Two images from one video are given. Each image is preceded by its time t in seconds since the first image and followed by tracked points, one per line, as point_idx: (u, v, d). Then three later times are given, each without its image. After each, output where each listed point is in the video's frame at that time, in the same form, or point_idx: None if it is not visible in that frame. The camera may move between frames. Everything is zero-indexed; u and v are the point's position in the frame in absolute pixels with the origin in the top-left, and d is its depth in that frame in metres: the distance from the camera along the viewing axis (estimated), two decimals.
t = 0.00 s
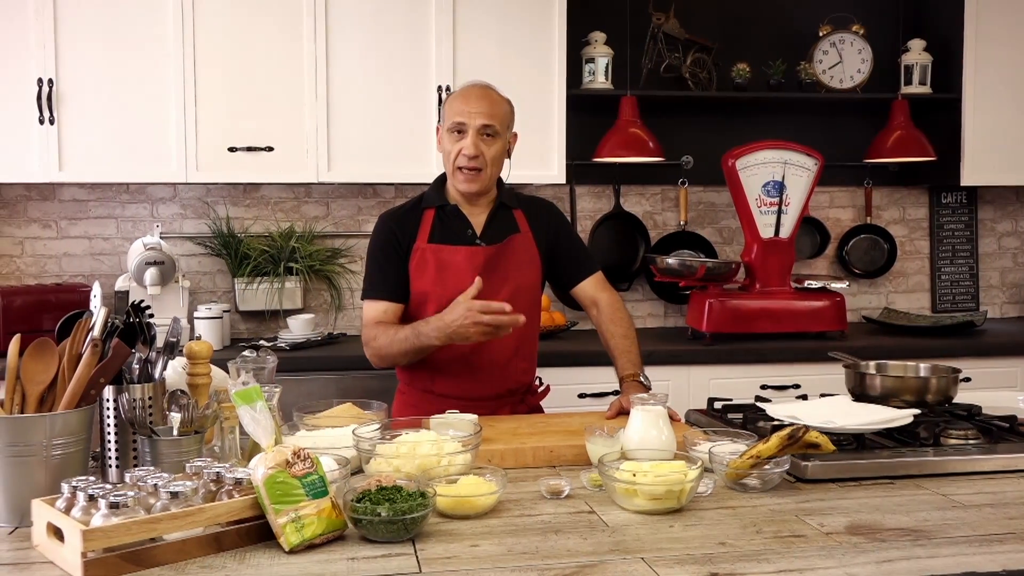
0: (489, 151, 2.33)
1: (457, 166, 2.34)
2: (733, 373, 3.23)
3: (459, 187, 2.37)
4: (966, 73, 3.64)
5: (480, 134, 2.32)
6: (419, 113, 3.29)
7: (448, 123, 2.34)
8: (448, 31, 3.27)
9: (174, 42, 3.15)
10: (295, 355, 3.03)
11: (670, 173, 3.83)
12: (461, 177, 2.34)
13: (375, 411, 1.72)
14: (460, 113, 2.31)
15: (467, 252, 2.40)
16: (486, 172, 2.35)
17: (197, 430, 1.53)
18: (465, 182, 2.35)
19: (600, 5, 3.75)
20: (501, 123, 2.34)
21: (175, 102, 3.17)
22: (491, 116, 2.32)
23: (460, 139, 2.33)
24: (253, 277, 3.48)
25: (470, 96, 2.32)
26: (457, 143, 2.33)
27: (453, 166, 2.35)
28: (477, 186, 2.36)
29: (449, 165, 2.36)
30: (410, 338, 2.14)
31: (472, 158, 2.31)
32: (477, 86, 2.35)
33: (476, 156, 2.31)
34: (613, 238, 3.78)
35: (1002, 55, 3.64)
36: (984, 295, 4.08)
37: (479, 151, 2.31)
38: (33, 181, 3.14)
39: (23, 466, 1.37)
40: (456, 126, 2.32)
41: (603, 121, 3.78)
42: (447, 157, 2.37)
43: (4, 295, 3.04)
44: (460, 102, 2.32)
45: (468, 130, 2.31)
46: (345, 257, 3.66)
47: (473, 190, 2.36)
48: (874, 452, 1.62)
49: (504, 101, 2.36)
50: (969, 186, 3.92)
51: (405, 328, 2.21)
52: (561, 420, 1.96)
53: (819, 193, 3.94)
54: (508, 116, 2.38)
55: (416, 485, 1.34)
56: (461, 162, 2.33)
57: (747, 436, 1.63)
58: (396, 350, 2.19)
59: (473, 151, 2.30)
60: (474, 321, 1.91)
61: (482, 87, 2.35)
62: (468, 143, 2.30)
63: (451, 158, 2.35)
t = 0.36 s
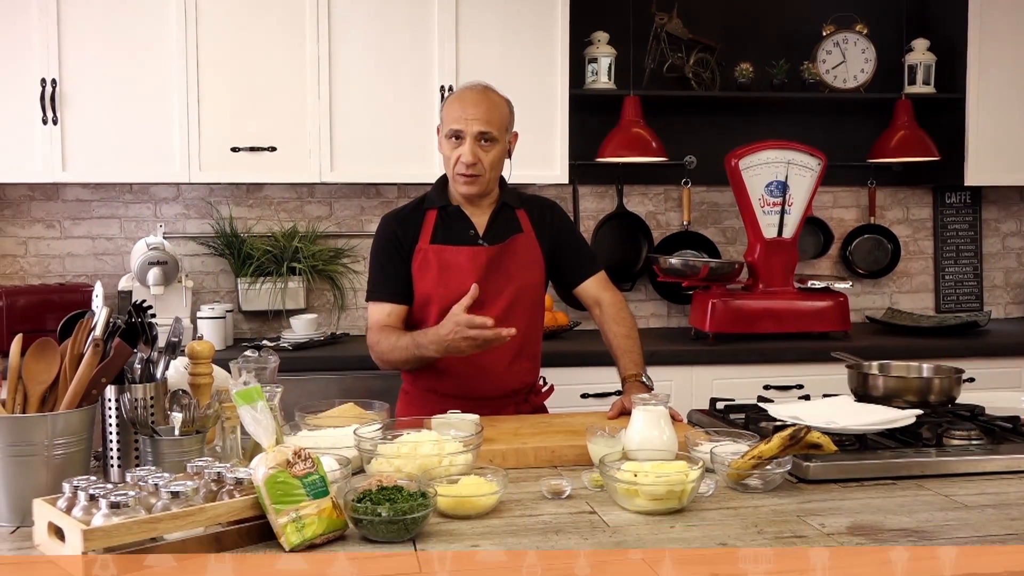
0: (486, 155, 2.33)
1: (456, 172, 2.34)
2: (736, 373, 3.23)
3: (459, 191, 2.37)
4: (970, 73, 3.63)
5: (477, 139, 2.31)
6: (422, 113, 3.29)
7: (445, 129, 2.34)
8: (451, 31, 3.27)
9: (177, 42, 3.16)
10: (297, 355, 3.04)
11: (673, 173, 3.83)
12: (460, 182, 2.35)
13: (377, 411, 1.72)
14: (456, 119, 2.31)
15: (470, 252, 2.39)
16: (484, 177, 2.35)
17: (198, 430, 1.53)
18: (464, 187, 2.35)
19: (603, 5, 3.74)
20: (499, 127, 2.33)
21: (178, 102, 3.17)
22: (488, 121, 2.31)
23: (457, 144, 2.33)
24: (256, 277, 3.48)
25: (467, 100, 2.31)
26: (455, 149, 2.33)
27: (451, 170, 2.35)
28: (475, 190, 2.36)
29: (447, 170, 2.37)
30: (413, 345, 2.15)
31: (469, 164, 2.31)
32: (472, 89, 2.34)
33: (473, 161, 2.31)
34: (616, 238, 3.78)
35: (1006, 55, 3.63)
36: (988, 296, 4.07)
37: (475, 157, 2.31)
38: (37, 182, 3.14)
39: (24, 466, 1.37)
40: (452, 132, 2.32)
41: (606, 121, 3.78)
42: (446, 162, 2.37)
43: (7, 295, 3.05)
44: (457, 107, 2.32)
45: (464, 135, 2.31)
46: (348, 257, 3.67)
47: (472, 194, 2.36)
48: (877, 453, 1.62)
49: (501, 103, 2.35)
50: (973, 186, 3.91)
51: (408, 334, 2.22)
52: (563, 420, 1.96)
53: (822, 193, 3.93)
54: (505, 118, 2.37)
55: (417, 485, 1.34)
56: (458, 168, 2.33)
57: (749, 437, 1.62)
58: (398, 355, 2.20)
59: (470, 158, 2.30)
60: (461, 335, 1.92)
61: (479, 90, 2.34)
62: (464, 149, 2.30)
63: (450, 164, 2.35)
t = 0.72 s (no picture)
0: (500, 156, 2.33)
1: (470, 173, 2.33)
2: (739, 373, 3.22)
3: (472, 191, 2.37)
4: (974, 72, 3.62)
5: (493, 140, 2.30)
6: (425, 113, 3.29)
7: (458, 131, 2.31)
8: (453, 31, 3.27)
9: (181, 41, 3.16)
10: (299, 355, 3.04)
11: (676, 173, 3.83)
12: (474, 182, 2.34)
13: (379, 411, 1.72)
14: (470, 120, 2.28)
15: (472, 252, 2.40)
16: (498, 177, 2.35)
17: (200, 430, 1.51)
18: (478, 187, 2.35)
19: (605, 5, 3.74)
20: (511, 126, 2.33)
21: (181, 102, 3.18)
22: (502, 121, 2.30)
23: (472, 146, 2.31)
24: (259, 277, 3.49)
25: (481, 100, 2.29)
26: (470, 150, 2.31)
27: (465, 172, 2.34)
28: (489, 191, 2.36)
29: (460, 171, 2.35)
30: (418, 348, 2.15)
31: (485, 165, 2.30)
32: (483, 88, 2.31)
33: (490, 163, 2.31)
34: (620, 239, 3.77)
35: (1010, 54, 3.62)
36: (992, 296, 4.06)
37: (492, 158, 2.30)
38: (40, 182, 3.15)
39: (27, 465, 1.38)
40: (468, 134, 2.29)
41: (608, 121, 3.78)
42: (457, 161, 2.35)
43: (11, 295, 3.05)
44: (470, 108, 2.29)
45: (480, 137, 2.30)
46: (351, 257, 3.67)
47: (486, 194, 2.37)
48: (879, 453, 1.61)
49: (511, 102, 2.33)
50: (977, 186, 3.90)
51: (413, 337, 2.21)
52: (565, 421, 1.96)
53: (826, 193, 3.92)
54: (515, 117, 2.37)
55: (419, 483, 1.33)
56: (474, 169, 2.32)
57: (750, 438, 1.60)
58: (401, 357, 2.20)
59: (487, 159, 2.29)
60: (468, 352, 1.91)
61: (489, 89, 2.32)
62: (482, 151, 2.29)
63: (463, 164, 2.33)
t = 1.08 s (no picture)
0: (512, 156, 2.33)
1: (482, 173, 2.33)
2: (742, 373, 3.22)
3: (482, 191, 2.37)
4: (978, 72, 3.61)
5: (505, 141, 2.30)
6: (428, 113, 3.29)
7: (471, 131, 2.31)
8: (456, 31, 3.27)
9: (183, 42, 3.16)
10: (301, 356, 3.04)
11: (678, 173, 3.82)
12: (486, 182, 2.35)
13: (380, 411, 1.71)
14: (483, 120, 2.28)
15: (478, 252, 2.40)
16: (508, 176, 2.36)
17: (201, 430, 1.50)
18: (489, 187, 2.35)
19: (608, 5, 3.74)
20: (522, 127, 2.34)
21: (184, 102, 3.18)
22: (514, 122, 2.31)
23: (484, 147, 2.31)
24: (261, 277, 3.49)
25: (493, 101, 2.29)
26: (482, 151, 2.31)
27: (476, 172, 2.34)
28: (499, 190, 2.37)
29: (470, 170, 2.35)
30: (437, 386, 2.15)
31: (498, 166, 2.30)
32: (494, 89, 2.31)
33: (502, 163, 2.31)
34: (622, 239, 3.77)
35: (1014, 54, 3.61)
36: (996, 296, 4.05)
37: (505, 159, 2.31)
38: (43, 182, 3.15)
39: (28, 465, 1.38)
40: (481, 134, 2.29)
41: (611, 121, 3.78)
42: (468, 161, 2.35)
43: (15, 295, 3.06)
44: (483, 108, 2.29)
45: (492, 137, 2.29)
46: (354, 257, 3.67)
47: (497, 194, 2.37)
48: (880, 454, 1.61)
49: (521, 103, 2.34)
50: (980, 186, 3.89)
51: (429, 365, 2.20)
52: (566, 421, 1.96)
53: (829, 193, 3.92)
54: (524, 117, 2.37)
55: (420, 483, 1.33)
56: (486, 169, 2.32)
57: (751, 438, 1.60)
58: (416, 384, 2.19)
59: (501, 160, 2.29)
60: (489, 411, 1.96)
61: (501, 90, 2.32)
62: (495, 151, 2.28)
63: (474, 164, 2.33)
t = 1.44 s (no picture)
0: (528, 151, 2.32)
1: (498, 168, 2.33)
2: (743, 374, 3.22)
3: (499, 186, 2.36)
4: (980, 72, 3.60)
5: (521, 135, 2.29)
6: (429, 114, 3.29)
7: (487, 126, 2.30)
8: (457, 31, 3.27)
9: (185, 42, 3.17)
10: (301, 356, 3.04)
11: (680, 174, 3.82)
12: (503, 177, 2.34)
13: (381, 411, 1.71)
14: (499, 116, 2.27)
15: (499, 245, 2.40)
16: (525, 171, 2.35)
17: (201, 430, 1.50)
18: (506, 182, 2.35)
19: (610, 5, 3.74)
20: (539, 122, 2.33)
21: (185, 102, 3.18)
22: (530, 117, 2.30)
23: (500, 142, 2.30)
24: (263, 277, 3.49)
25: (508, 96, 2.28)
26: (498, 146, 2.31)
27: (493, 168, 2.33)
28: (516, 185, 2.36)
29: (488, 166, 2.35)
30: (440, 384, 2.18)
31: (514, 160, 2.30)
32: (510, 84, 2.30)
33: (518, 158, 2.30)
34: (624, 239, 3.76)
35: (1017, 53, 3.61)
36: (999, 297, 4.04)
37: (521, 153, 2.30)
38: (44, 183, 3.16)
39: (28, 465, 1.38)
40: (496, 130, 2.28)
41: (613, 122, 3.78)
42: (485, 157, 2.35)
43: (17, 295, 3.06)
44: (498, 104, 2.29)
45: (508, 132, 2.29)
46: (356, 257, 3.67)
47: (514, 189, 2.36)
48: (881, 454, 1.61)
49: (537, 98, 2.33)
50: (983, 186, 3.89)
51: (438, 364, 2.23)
52: (567, 421, 1.96)
53: (831, 193, 3.91)
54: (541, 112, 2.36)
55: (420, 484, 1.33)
56: (503, 164, 2.32)
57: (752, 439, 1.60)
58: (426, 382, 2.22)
59: (517, 154, 2.29)
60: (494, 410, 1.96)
61: (517, 85, 2.32)
62: (511, 146, 2.28)
63: (491, 159, 2.33)
